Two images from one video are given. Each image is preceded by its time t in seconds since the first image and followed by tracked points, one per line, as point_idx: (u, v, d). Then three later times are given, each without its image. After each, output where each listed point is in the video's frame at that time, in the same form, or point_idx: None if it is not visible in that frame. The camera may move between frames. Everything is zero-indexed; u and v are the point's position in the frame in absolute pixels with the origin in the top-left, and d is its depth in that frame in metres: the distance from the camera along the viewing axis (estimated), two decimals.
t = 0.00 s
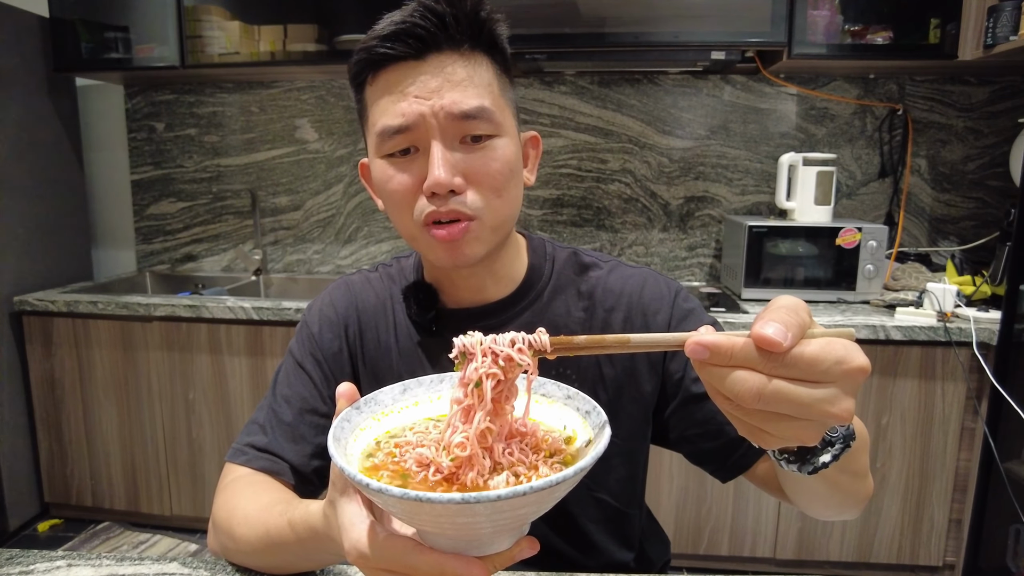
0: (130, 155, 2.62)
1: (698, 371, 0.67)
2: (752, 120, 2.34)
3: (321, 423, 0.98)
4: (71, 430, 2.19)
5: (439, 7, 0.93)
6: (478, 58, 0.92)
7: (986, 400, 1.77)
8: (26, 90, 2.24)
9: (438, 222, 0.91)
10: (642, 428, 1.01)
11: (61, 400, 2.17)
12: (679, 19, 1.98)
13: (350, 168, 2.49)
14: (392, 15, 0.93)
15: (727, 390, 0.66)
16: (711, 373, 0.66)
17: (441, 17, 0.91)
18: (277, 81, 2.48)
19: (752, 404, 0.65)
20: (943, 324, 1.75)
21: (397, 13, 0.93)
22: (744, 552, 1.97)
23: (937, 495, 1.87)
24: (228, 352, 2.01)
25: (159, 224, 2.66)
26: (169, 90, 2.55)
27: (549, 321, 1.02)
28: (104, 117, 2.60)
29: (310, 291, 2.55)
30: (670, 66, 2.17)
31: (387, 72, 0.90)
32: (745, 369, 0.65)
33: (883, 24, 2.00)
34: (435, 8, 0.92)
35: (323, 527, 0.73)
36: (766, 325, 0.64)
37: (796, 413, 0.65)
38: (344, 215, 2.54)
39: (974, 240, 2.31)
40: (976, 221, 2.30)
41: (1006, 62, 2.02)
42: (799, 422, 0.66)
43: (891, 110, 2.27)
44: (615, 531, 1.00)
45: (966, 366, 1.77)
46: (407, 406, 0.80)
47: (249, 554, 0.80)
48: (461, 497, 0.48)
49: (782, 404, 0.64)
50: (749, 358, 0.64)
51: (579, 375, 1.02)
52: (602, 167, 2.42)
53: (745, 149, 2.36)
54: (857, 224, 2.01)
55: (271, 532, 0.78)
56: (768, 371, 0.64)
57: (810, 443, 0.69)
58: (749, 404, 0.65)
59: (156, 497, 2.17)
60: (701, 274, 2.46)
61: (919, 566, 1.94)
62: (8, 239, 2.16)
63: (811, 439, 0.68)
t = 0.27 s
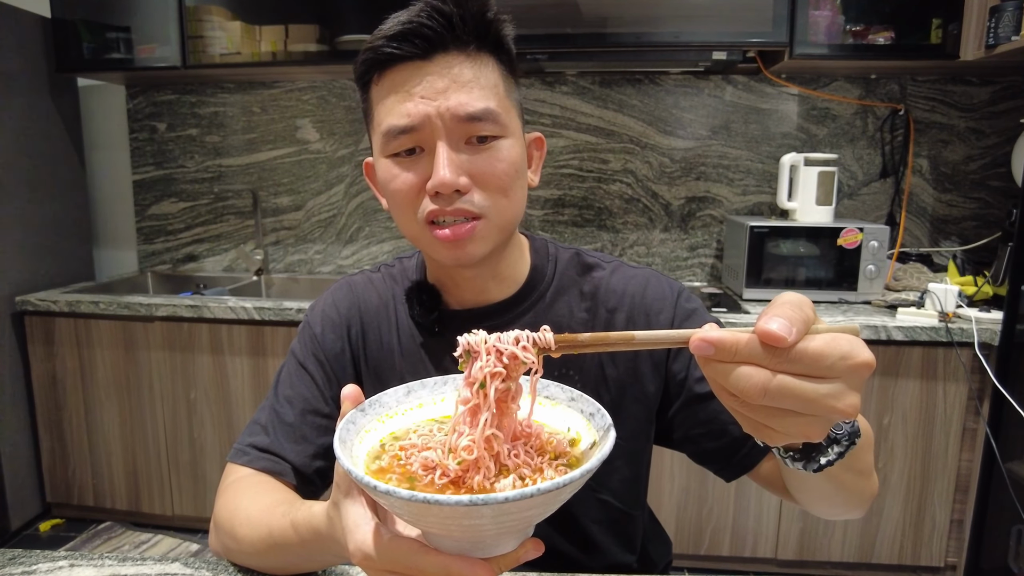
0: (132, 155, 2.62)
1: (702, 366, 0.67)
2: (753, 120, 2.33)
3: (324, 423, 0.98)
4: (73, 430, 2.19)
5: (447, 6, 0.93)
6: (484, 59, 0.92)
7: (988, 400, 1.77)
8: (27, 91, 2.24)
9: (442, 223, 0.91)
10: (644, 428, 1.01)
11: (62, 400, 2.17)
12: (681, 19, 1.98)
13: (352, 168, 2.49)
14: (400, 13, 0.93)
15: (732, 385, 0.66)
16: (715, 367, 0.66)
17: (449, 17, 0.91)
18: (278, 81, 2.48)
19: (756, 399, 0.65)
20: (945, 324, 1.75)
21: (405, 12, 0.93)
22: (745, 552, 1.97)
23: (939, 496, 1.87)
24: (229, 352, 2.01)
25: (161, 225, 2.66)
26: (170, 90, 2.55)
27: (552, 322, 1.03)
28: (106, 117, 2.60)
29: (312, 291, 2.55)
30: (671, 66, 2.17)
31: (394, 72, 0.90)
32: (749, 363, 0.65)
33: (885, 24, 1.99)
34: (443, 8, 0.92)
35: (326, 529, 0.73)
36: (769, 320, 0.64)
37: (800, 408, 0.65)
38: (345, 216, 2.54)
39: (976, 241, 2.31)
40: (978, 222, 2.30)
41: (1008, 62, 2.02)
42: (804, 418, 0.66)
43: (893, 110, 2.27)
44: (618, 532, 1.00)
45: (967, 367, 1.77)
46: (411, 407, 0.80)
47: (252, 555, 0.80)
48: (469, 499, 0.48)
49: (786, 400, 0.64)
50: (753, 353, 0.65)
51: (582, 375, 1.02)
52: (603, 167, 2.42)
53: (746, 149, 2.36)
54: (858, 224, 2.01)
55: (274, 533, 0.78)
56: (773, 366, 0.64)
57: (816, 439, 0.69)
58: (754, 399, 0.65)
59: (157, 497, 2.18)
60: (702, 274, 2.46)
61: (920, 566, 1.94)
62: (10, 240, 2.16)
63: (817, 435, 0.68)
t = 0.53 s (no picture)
0: (133, 155, 2.62)
1: (701, 356, 0.67)
2: (754, 120, 2.33)
3: (324, 424, 0.98)
4: (74, 429, 2.19)
5: (449, 3, 0.92)
6: (486, 57, 0.91)
7: (990, 400, 1.76)
8: (28, 90, 2.24)
9: (440, 219, 0.90)
10: (645, 428, 1.01)
11: (63, 400, 2.17)
12: (682, 19, 1.97)
13: (352, 168, 2.49)
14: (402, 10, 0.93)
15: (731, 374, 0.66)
16: (713, 356, 0.66)
17: (451, 14, 0.91)
18: (279, 81, 2.48)
19: (755, 388, 0.65)
20: (946, 325, 1.74)
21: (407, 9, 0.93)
22: (747, 553, 1.97)
23: (941, 496, 1.86)
24: (230, 352, 2.01)
25: (162, 225, 2.66)
26: (171, 90, 2.55)
27: (552, 322, 1.02)
28: (107, 117, 2.61)
29: (313, 292, 2.55)
30: (672, 66, 2.16)
31: (394, 68, 0.90)
32: (748, 352, 0.65)
33: (886, 24, 1.99)
34: (445, 5, 0.92)
35: (326, 530, 0.72)
36: (767, 307, 0.64)
37: (800, 397, 0.64)
38: (346, 216, 2.54)
39: (977, 241, 2.31)
40: (979, 222, 2.30)
41: (1010, 62, 2.01)
42: (804, 408, 0.66)
43: (895, 110, 2.26)
44: (619, 533, 1.00)
45: (969, 367, 1.76)
46: (410, 407, 0.80)
47: (252, 555, 0.80)
48: (470, 494, 0.48)
49: (786, 389, 0.64)
50: (751, 341, 0.64)
51: (583, 375, 1.01)
52: (604, 167, 2.42)
53: (748, 149, 2.36)
54: (860, 224, 2.01)
55: (275, 534, 0.78)
56: (772, 354, 0.64)
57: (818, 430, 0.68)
58: (753, 388, 0.65)
59: (158, 497, 2.18)
60: (703, 274, 2.46)
61: (922, 567, 1.93)
62: (12, 239, 2.16)
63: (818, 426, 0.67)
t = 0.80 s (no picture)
0: (134, 154, 2.62)
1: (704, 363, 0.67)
2: (756, 119, 2.33)
3: (325, 423, 0.98)
4: (75, 429, 2.19)
5: None
6: (489, 52, 0.91)
7: (993, 400, 1.76)
8: (29, 90, 2.24)
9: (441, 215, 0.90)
10: (647, 428, 1.01)
11: (64, 399, 2.17)
12: (683, 18, 1.97)
13: (354, 168, 2.49)
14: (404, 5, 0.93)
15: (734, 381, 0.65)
16: (717, 363, 0.65)
17: (454, 9, 0.91)
18: (280, 81, 2.47)
19: (758, 396, 0.64)
20: (949, 324, 1.74)
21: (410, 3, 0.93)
22: (748, 553, 1.96)
23: (943, 496, 1.86)
24: (231, 352, 2.01)
25: (163, 224, 2.66)
26: (172, 89, 2.55)
27: (553, 320, 1.02)
28: (108, 117, 2.60)
29: (314, 291, 2.54)
30: (674, 65, 2.16)
31: (396, 63, 0.89)
32: (752, 359, 0.64)
33: (888, 23, 1.99)
34: None
35: (326, 532, 0.72)
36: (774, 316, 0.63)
37: (803, 405, 0.64)
38: (347, 215, 2.53)
39: (980, 241, 2.30)
40: (982, 221, 2.29)
41: (1013, 61, 2.01)
42: (807, 416, 0.66)
43: (897, 109, 2.26)
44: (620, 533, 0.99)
45: (972, 367, 1.76)
46: (410, 408, 0.79)
47: (251, 555, 0.80)
48: (469, 499, 0.48)
49: (790, 397, 0.64)
50: (756, 348, 0.64)
51: (584, 374, 1.01)
52: (606, 166, 2.42)
53: (749, 148, 2.35)
54: (862, 224, 2.00)
55: (274, 534, 0.77)
56: (777, 363, 0.64)
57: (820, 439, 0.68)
58: (756, 396, 0.65)
59: (159, 497, 2.17)
60: (705, 273, 2.46)
61: (924, 567, 1.93)
62: (13, 239, 2.16)
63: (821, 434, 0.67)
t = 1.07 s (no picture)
0: (134, 155, 2.62)
1: (676, 338, 0.61)
2: (757, 119, 2.32)
3: (324, 425, 0.97)
4: (75, 429, 2.19)
5: (458, 3, 0.92)
6: (495, 58, 0.91)
7: (995, 402, 1.75)
8: (29, 90, 2.23)
9: (446, 224, 0.90)
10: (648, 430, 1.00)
11: (64, 399, 2.17)
12: (684, 18, 1.96)
13: (354, 168, 2.49)
14: (409, 9, 0.93)
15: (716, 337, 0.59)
16: (689, 330, 0.60)
17: (460, 14, 0.91)
18: (281, 81, 2.47)
19: (744, 339, 0.59)
20: (951, 325, 1.73)
21: (414, 7, 0.93)
22: (749, 554, 1.96)
23: (945, 498, 1.85)
24: (231, 352, 2.00)
25: (163, 224, 2.66)
26: (173, 89, 2.55)
27: (554, 320, 1.01)
28: (108, 117, 2.60)
29: (314, 291, 2.54)
30: (675, 65, 2.15)
31: (401, 67, 0.89)
32: (718, 309, 0.59)
33: (890, 23, 1.98)
34: (454, 5, 0.92)
35: (325, 538, 0.72)
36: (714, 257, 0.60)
37: (794, 330, 0.58)
38: (348, 215, 2.53)
39: (982, 241, 2.29)
40: (984, 222, 2.28)
41: (1015, 61, 2.00)
42: (803, 344, 0.60)
43: (899, 109, 2.25)
44: (621, 536, 0.99)
45: (974, 368, 1.75)
46: (410, 414, 0.79)
47: (251, 560, 0.80)
48: (471, 510, 0.47)
49: (774, 326, 0.58)
50: (715, 295, 0.59)
51: (585, 376, 1.01)
52: (607, 166, 2.41)
53: (750, 149, 2.35)
54: (863, 224, 2.00)
55: (274, 540, 0.77)
56: (743, 297, 0.59)
57: (831, 361, 0.61)
58: (744, 339, 0.59)
59: (159, 498, 2.17)
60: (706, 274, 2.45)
61: (926, 569, 1.92)
62: (13, 240, 2.16)
63: (825, 358, 0.61)
